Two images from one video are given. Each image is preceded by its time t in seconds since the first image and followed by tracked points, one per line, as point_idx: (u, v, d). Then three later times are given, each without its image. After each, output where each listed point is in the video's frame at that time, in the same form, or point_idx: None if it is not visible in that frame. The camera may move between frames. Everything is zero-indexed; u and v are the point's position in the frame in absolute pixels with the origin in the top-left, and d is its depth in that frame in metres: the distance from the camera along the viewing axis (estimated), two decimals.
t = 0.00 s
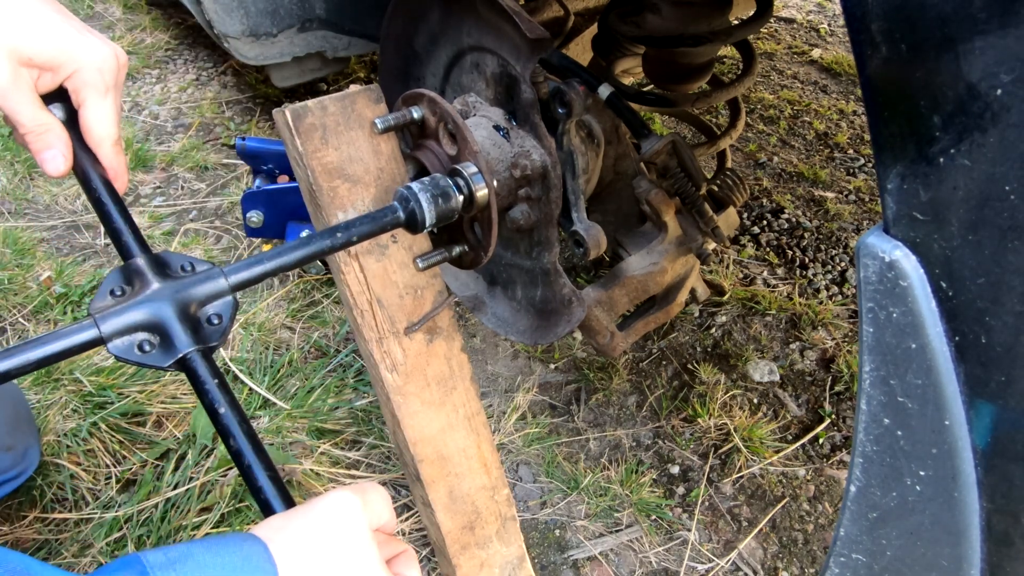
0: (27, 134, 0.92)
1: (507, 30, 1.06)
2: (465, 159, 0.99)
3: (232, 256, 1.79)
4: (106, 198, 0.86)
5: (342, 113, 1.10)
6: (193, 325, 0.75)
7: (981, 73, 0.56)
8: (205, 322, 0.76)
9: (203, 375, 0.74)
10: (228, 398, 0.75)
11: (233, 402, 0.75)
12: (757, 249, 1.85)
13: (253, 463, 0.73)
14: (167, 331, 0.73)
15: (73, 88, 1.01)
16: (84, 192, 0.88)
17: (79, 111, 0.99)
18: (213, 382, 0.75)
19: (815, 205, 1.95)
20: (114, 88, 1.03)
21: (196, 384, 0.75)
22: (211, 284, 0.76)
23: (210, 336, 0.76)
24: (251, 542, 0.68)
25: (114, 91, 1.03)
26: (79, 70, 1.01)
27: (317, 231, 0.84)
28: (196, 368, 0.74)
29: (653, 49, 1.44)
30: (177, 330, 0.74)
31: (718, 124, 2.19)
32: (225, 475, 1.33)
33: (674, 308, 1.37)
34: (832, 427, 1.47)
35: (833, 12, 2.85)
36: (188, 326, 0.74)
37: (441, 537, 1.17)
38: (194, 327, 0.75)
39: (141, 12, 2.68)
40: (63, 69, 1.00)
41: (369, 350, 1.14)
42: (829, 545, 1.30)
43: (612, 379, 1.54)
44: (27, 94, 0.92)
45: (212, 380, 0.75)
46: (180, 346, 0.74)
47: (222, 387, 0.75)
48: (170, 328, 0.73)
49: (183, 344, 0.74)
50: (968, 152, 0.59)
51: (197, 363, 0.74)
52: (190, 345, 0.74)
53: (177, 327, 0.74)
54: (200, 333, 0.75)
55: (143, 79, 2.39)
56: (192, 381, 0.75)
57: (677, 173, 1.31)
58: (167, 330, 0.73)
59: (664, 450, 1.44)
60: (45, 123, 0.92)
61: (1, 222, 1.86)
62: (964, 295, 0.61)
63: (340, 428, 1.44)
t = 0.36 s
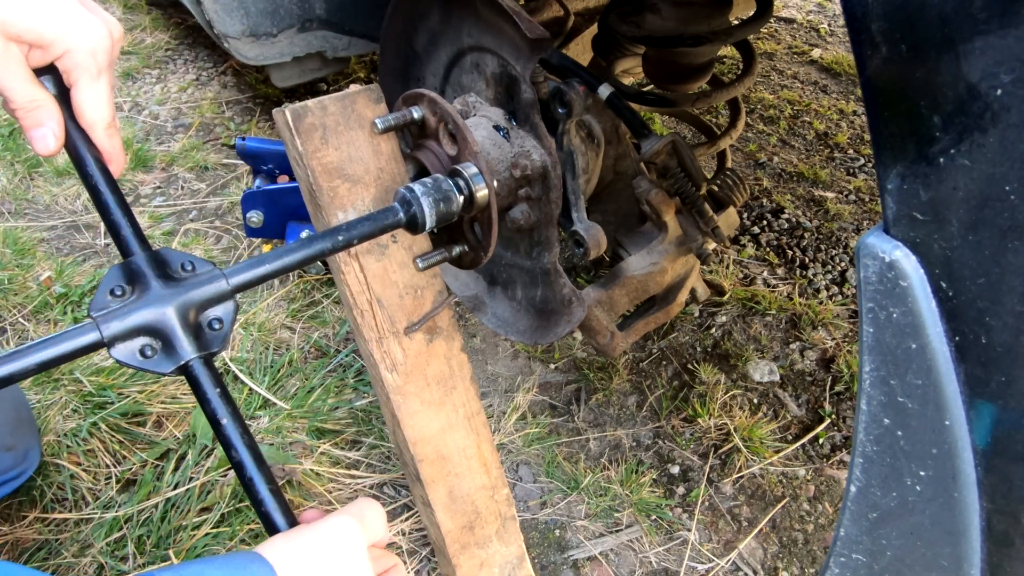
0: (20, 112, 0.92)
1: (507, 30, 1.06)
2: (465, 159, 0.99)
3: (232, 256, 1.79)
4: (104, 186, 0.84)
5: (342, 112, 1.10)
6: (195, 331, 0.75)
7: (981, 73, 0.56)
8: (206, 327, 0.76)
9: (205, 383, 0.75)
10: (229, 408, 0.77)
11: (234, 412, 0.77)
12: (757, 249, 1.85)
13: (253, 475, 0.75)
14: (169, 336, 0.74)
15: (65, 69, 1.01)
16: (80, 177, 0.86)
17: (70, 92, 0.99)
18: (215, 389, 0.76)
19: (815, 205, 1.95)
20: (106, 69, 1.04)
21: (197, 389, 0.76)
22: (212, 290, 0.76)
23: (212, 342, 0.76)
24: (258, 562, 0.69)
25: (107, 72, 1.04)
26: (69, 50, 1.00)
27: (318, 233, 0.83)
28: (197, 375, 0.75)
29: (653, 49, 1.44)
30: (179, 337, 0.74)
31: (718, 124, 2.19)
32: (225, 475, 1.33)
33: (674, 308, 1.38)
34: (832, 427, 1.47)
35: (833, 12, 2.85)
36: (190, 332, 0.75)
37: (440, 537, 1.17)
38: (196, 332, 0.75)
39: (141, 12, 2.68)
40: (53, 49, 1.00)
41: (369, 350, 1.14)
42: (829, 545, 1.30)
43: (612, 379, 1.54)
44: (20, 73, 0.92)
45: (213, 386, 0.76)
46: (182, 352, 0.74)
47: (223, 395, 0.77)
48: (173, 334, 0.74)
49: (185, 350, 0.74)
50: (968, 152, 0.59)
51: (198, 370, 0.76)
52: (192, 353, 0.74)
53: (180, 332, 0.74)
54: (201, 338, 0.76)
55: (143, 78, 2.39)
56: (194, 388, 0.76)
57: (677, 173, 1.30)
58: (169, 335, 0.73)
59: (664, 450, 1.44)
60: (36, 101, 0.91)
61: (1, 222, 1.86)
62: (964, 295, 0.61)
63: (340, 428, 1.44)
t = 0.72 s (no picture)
0: (11, 92, 0.93)
1: (507, 30, 1.06)
2: (465, 159, 0.99)
3: (232, 256, 1.79)
4: (104, 180, 0.83)
5: (342, 112, 1.10)
6: (195, 333, 0.75)
7: (981, 73, 0.56)
8: (206, 331, 0.76)
9: (205, 387, 0.75)
10: (229, 413, 0.76)
11: (234, 418, 0.76)
12: (757, 249, 1.85)
13: (252, 481, 0.74)
14: (170, 339, 0.73)
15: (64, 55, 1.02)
16: (80, 168, 0.85)
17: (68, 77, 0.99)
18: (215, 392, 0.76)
19: (815, 205, 1.95)
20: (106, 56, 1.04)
21: (197, 394, 0.76)
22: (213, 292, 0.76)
23: (212, 344, 0.76)
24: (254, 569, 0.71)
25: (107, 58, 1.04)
26: (68, 36, 1.00)
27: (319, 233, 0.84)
28: (197, 379, 0.75)
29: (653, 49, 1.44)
30: (179, 340, 0.74)
31: (718, 124, 2.19)
32: (225, 475, 1.33)
33: (674, 308, 1.38)
34: (832, 427, 1.47)
35: (833, 12, 2.85)
36: (190, 335, 0.75)
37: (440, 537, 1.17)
38: (196, 335, 0.75)
39: (141, 12, 2.68)
40: (50, 34, 1.00)
41: (369, 349, 1.14)
42: (829, 545, 1.30)
43: (612, 379, 1.54)
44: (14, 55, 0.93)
45: (212, 389, 0.76)
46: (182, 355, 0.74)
47: (223, 401, 0.76)
48: (173, 337, 0.73)
49: (185, 353, 0.74)
50: (968, 152, 0.59)
51: (198, 374, 0.75)
52: (192, 356, 0.74)
53: (180, 334, 0.74)
54: (201, 342, 0.76)
55: (143, 78, 2.39)
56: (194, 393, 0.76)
57: (677, 174, 1.30)
58: (169, 338, 0.73)
59: (664, 450, 1.44)
60: (28, 82, 0.92)
61: (1, 221, 1.86)
62: (964, 295, 0.61)
63: (340, 428, 1.44)
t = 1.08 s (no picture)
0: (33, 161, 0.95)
1: (507, 31, 1.06)
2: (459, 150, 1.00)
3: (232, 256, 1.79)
4: (104, 185, 0.81)
5: (340, 114, 1.11)
6: (189, 310, 0.68)
7: (980, 72, 0.57)
8: (200, 306, 0.69)
9: (197, 360, 0.66)
10: (223, 386, 0.66)
11: (228, 392, 0.66)
12: (757, 249, 1.85)
13: (245, 451, 0.62)
14: (161, 316, 0.67)
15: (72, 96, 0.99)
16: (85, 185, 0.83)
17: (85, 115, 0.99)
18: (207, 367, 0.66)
19: (815, 205, 1.95)
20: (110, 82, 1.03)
21: (190, 370, 0.66)
22: (203, 269, 0.70)
23: (204, 321, 0.69)
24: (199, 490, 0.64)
25: (111, 83, 1.03)
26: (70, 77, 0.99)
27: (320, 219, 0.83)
28: (191, 357, 0.66)
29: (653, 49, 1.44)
30: (170, 313, 0.67)
31: (718, 124, 2.19)
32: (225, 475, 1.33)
33: (674, 308, 1.38)
34: (832, 427, 1.47)
35: (833, 12, 2.85)
36: (182, 313, 0.68)
37: (452, 543, 1.15)
38: (189, 312, 0.68)
39: (141, 12, 2.68)
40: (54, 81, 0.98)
41: (374, 353, 1.14)
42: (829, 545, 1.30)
43: (612, 379, 1.54)
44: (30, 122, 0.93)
45: (208, 368, 0.66)
46: (173, 331, 0.66)
47: (215, 371, 0.66)
48: (165, 311, 0.67)
49: (177, 328, 0.67)
50: (968, 151, 0.59)
51: (190, 348, 0.67)
52: (182, 329, 0.67)
53: (171, 309, 0.67)
54: (194, 318, 0.68)
55: (143, 78, 2.39)
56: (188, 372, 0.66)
57: (677, 174, 1.30)
58: (160, 314, 0.67)
59: (664, 450, 1.44)
60: (44, 150, 0.94)
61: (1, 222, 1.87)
62: (964, 293, 0.61)
63: (340, 428, 1.44)
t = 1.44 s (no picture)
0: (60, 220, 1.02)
1: (507, 31, 1.06)
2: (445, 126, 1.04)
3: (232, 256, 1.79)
4: (117, 224, 0.91)
5: (331, 142, 1.12)
6: (175, 280, 0.79)
7: (981, 71, 0.57)
8: (188, 280, 0.80)
9: (181, 317, 0.76)
10: (206, 335, 0.76)
11: (210, 338, 0.76)
12: (757, 249, 1.85)
13: (228, 384, 0.73)
14: (149, 290, 0.77)
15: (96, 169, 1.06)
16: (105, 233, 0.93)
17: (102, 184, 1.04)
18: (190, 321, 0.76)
19: (815, 205, 1.95)
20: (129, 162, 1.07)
21: (175, 326, 0.76)
22: (194, 248, 0.80)
23: (190, 290, 0.79)
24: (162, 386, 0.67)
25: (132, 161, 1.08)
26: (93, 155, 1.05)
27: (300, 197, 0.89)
28: (177, 316, 0.76)
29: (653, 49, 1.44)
30: (155, 285, 0.77)
31: (718, 124, 2.19)
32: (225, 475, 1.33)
33: (674, 308, 1.38)
34: (832, 427, 1.47)
35: (833, 12, 2.85)
36: (169, 283, 0.78)
37: (531, 569, 1.05)
38: (176, 280, 0.79)
39: (141, 12, 2.68)
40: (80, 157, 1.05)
41: (405, 364, 1.11)
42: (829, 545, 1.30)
43: (612, 379, 1.54)
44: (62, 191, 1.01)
45: (191, 321, 0.76)
46: (160, 298, 0.77)
47: (199, 327, 0.76)
48: (150, 284, 0.77)
49: (162, 295, 0.77)
50: (969, 150, 0.59)
51: (175, 309, 0.77)
52: (168, 296, 0.77)
53: (157, 280, 0.77)
54: (182, 288, 0.79)
55: (143, 79, 2.39)
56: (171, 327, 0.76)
57: (677, 174, 1.30)
58: (147, 286, 0.77)
59: (664, 450, 1.44)
60: (74, 214, 1.02)
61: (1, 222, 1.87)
62: (965, 294, 0.61)
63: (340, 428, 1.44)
